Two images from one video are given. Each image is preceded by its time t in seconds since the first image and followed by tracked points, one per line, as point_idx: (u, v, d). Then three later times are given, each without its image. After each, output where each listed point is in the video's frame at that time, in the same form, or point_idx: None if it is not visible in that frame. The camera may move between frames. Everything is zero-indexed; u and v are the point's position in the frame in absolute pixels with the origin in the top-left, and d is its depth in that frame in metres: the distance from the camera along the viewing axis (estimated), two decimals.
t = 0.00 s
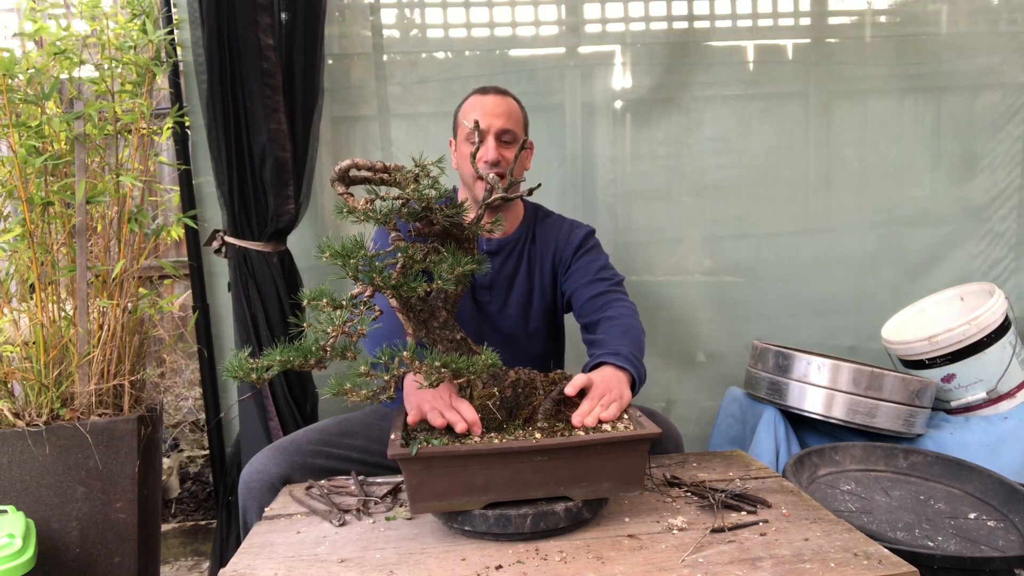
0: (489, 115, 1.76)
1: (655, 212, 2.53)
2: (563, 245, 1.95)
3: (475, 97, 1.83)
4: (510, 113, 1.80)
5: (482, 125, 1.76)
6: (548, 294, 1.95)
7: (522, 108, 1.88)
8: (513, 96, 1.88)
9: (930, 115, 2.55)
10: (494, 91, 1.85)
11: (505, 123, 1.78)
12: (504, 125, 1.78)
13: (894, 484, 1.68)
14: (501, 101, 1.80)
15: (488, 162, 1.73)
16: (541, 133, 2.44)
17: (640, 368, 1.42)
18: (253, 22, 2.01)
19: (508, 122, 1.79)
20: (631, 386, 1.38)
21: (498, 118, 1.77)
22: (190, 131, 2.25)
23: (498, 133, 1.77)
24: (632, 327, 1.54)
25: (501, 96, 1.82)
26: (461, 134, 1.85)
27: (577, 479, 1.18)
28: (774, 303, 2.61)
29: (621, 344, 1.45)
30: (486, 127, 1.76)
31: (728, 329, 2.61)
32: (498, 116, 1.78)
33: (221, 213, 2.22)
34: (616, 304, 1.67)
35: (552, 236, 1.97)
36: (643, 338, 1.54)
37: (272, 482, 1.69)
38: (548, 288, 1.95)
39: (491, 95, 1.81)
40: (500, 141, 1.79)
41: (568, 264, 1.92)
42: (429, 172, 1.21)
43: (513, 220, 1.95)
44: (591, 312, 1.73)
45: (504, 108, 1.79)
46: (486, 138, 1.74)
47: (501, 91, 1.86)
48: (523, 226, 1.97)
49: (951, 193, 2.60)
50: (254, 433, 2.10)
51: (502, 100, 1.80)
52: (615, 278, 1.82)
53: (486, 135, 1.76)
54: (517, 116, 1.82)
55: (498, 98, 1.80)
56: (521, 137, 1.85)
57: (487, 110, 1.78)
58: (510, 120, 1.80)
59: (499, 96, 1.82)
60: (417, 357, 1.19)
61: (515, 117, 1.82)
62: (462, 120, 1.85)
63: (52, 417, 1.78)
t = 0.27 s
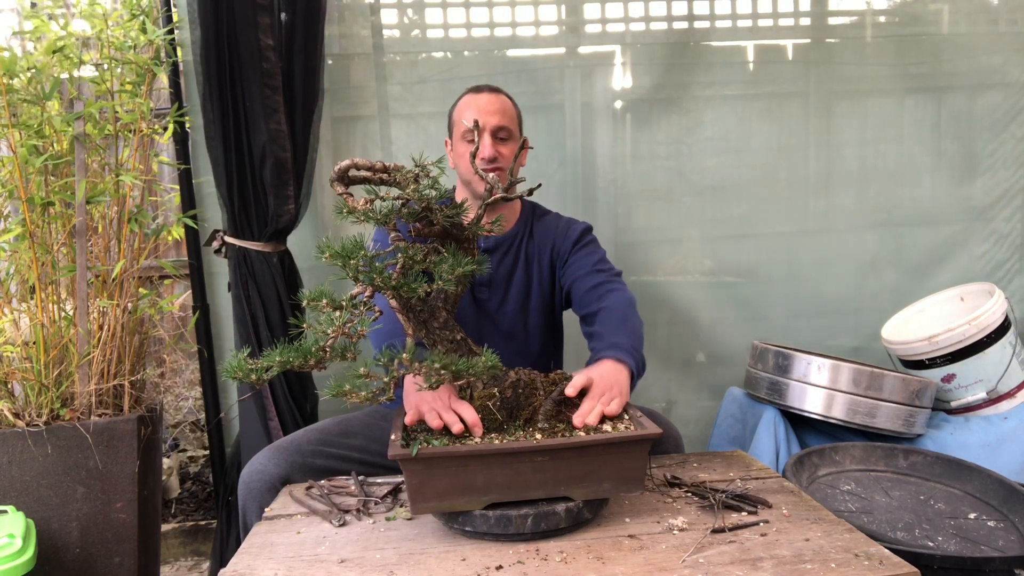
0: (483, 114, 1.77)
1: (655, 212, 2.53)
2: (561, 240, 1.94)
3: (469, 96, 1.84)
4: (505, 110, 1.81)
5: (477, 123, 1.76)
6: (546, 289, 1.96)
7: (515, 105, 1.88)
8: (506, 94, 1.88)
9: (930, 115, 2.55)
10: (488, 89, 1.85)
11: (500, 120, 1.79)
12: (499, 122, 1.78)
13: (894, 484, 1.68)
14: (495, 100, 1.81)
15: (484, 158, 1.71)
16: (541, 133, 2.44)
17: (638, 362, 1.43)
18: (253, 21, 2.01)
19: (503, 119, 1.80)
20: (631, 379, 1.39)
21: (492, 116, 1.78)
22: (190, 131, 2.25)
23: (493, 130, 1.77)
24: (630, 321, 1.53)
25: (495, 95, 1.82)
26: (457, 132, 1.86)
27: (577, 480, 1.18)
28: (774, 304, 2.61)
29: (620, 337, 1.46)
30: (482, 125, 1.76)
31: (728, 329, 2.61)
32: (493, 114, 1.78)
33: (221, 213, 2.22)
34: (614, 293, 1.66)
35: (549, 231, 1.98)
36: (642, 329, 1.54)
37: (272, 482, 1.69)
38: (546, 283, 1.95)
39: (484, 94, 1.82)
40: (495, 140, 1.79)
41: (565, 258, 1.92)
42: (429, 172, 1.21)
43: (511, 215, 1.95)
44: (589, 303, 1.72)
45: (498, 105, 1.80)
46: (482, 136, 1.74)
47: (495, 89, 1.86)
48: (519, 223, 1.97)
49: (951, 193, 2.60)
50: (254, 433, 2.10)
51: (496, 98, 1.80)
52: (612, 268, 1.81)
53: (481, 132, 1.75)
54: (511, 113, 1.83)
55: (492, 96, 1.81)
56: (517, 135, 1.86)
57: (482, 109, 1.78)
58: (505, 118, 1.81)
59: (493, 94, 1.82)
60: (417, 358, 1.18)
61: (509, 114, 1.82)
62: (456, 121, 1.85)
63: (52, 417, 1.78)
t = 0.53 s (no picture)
0: (476, 116, 1.77)
1: (655, 211, 2.53)
2: (554, 239, 1.93)
3: (462, 98, 1.84)
4: (498, 113, 1.80)
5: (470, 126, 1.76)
6: (542, 288, 1.95)
7: (509, 105, 1.88)
8: (499, 94, 1.87)
9: (930, 115, 2.55)
10: (480, 91, 1.85)
11: (493, 123, 1.78)
12: (492, 125, 1.78)
13: (894, 484, 1.68)
14: (488, 102, 1.80)
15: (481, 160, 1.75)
16: (541, 133, 2.44)
17: (621, 341, 1.40)
18: (253, 21, 2.01)
19: (496, 122, 1.79)
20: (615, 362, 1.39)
21: (485, 119, 1.78)
22: (190, 131, 2.25)
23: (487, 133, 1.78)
24: (616, 304, 1.52)
25: (487, 96, 1.81)
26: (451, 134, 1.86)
27: (577, 480, 1.18)
28: (774, 303, 2.61)
29: (604, 319, 1.44)
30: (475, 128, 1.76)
31: (728, 329, 2.61)
32: (486, 116, 1.78)
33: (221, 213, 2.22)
34: (601, 284, 1.65)
35: (544, 229, 1.97)
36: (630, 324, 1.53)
37: (272, 482, 1.69)
38: (541, 281, 1.94)
39: (477, 96, 1.81)
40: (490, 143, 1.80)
41: (558, 254, 1.90)
42: (429, 172, 1.21)
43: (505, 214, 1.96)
44: (578, 296, 1.72)
45: (491, 108, 1.79)
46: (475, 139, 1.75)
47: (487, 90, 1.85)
48: (513, 224, 1.97)
49: (951, 193, 2.60)
50: (254, 433, 2.10)
51: (488, 101, 1.80)
52: (603, 261, 1.79)
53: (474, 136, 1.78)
54: (504, 114, 1.82)
55: (485, 97, 1.81)
56: (511, 136, 1.86)
57: (475, 110, 1.78)
58: (498, 120, 1.80)
59: (485, 96, 1.81)
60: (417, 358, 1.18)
61: (502, 116, 1.81)
62: (450, 123, 1.85)
63: (52, 417, 1.78)
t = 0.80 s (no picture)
0: (474, 112, 1.78)
1: (655, 211, 2.52)
2: (555, 238, 1.93)
3: (461, 96, 1.84)
4: (496, 109, 1.81)
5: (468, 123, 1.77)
6: (541, 287, 1.95)
7: (507, 104, 1.89)
8: (498, 92, 1.88)
9: (930, 115, 2.55)
10: (480, 89, 1.85)
11: (491, 119, 1.80)
12: (491, 121, 1.79)
13: (894, 484, 1.68)
14: (486, 99, 1.82)
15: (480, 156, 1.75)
16: (542, 133, 2.44)
17: (620, 344, 1.41)
18: (252, 21, 2.01)
19: (494, 118, 1.81)
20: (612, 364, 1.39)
21: (484, 115, 1.79)
22: (190, 131, 2.25)
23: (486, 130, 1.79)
24: (616, 306, 1.52)
25: (487, 94, 1.82)
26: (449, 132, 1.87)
27: (577, 480, 1.18)
28: (774, 303, 2.61)
29: (603, 320, 1.45)
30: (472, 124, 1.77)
31: (728, 329, 2.61)
32: (484, 113, 1.79)
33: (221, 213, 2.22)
34: (602, 286, 1.65)
35: (544, 228, 1.97)
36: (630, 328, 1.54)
37: (272, 482, 1.69)
38: (541, 281, 1.95)
39: (476, 94, 1.82)
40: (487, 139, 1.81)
41: (559, 254, 1.91)
42: (429, 172, 1.21)
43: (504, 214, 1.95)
44: (578, 298, 1.72)
45: (490, 104, 1.80)
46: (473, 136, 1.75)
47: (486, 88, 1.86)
48: (512, 223, 1.96)
49: (951, 193, 2.60)
50: (254, 433, 2.10)
51: (488, 98, 1.81)
52: (604, 263, 1.80)
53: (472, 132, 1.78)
54: (503, 111, 1.83)
55: (483, 95, 1.82)
56: (510, 134, 1.87)
57: (473, 108, 1.79)
58: (497, 116, 1.81)
59: (484, 93, 1.82)
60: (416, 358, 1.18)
61: (501, 113, 1.83)
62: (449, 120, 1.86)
63: (52, 417, 1.78)
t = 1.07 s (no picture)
0: (480, 108, 1.79)
1: (655, 211, 2.52)
2: (555, 235, 1.94)
3: (467, 94, 1.85)
4: (502, 106, 1.82)
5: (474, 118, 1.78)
6: (542, 286, 1.95)
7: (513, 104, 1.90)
8: (504, 92, 1.89)
9: (930, 115, 2.55)
10: (486, 87, 1.87)
11: (497, 116, 1.80)
12: (497, 118, 1.80)
13: (894, 484, 1.68)
14: (492, 96, 1.83)
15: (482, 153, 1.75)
16: (542, 133, 2.44)
17: (619, 340, 1.41)
18: (252, 21, 2.01)
19: (500, 115, 1.82)
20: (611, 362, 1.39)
21: (490, 111, 1.80)
22: (190, 131, 2.25)
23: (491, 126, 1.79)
24: (614, 302, 1.52)
25: (493, 92, 1.84)
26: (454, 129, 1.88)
27: (577, 480, 1.18)
28: (774, 303, 2.61)
29: (601, 316, 1.45)
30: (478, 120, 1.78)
31: (728, 328, 2.61)
32: (490, 109, 1.80)
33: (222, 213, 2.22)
34: (600, 282, 1.65)
35: (545, 227, 1.97)
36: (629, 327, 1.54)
37: (272, 481, 1.69)
38: (542, 280, 1.94)
39: (483, 91, 1.84)
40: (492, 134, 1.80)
41: (559, 252, 1.91)
42: (430, 172, 1.21)
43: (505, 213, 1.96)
44: (577, 294, 1.72)
45: (496, 101, 1.81)
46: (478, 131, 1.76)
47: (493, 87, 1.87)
48: (514, 223, 1.97)
49: (951, 192, 2.60)
50: (254, 433, 2.10)
51: (494, 95, 1.82)
52: (603, 260, 1.80)
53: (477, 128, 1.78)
54: (508, 109, 1.84)
55: (489, 92, 1.83)
56: (514, 132, 1.88)
57: (479, 104, 1.80)
58: (502, 113, 1.82)
59: (490, 91, 1.83)
60: (417, 358, 1.19)
61: (506, 111, 1.83)
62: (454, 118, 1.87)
63: (52, 417, 1.78)
